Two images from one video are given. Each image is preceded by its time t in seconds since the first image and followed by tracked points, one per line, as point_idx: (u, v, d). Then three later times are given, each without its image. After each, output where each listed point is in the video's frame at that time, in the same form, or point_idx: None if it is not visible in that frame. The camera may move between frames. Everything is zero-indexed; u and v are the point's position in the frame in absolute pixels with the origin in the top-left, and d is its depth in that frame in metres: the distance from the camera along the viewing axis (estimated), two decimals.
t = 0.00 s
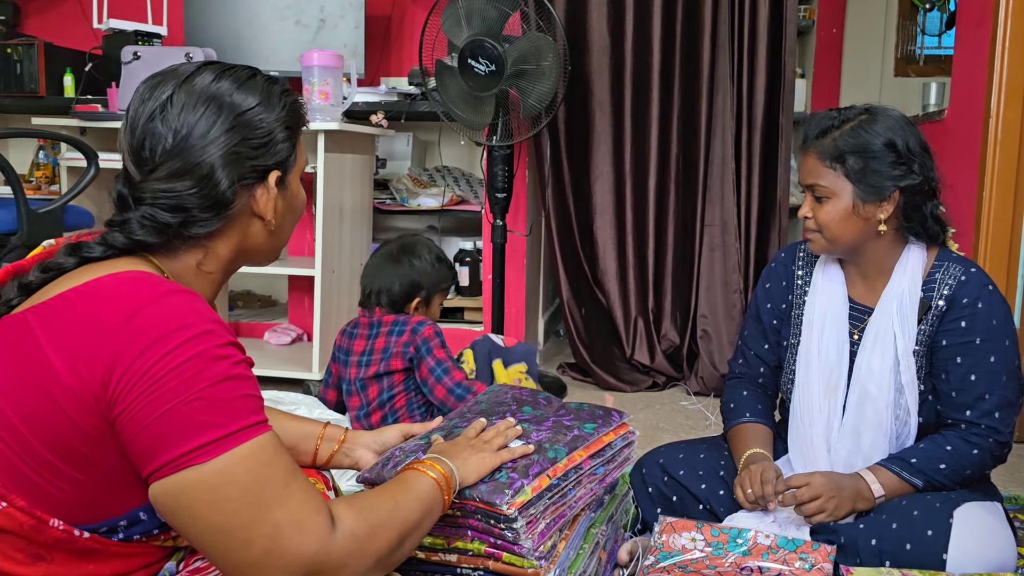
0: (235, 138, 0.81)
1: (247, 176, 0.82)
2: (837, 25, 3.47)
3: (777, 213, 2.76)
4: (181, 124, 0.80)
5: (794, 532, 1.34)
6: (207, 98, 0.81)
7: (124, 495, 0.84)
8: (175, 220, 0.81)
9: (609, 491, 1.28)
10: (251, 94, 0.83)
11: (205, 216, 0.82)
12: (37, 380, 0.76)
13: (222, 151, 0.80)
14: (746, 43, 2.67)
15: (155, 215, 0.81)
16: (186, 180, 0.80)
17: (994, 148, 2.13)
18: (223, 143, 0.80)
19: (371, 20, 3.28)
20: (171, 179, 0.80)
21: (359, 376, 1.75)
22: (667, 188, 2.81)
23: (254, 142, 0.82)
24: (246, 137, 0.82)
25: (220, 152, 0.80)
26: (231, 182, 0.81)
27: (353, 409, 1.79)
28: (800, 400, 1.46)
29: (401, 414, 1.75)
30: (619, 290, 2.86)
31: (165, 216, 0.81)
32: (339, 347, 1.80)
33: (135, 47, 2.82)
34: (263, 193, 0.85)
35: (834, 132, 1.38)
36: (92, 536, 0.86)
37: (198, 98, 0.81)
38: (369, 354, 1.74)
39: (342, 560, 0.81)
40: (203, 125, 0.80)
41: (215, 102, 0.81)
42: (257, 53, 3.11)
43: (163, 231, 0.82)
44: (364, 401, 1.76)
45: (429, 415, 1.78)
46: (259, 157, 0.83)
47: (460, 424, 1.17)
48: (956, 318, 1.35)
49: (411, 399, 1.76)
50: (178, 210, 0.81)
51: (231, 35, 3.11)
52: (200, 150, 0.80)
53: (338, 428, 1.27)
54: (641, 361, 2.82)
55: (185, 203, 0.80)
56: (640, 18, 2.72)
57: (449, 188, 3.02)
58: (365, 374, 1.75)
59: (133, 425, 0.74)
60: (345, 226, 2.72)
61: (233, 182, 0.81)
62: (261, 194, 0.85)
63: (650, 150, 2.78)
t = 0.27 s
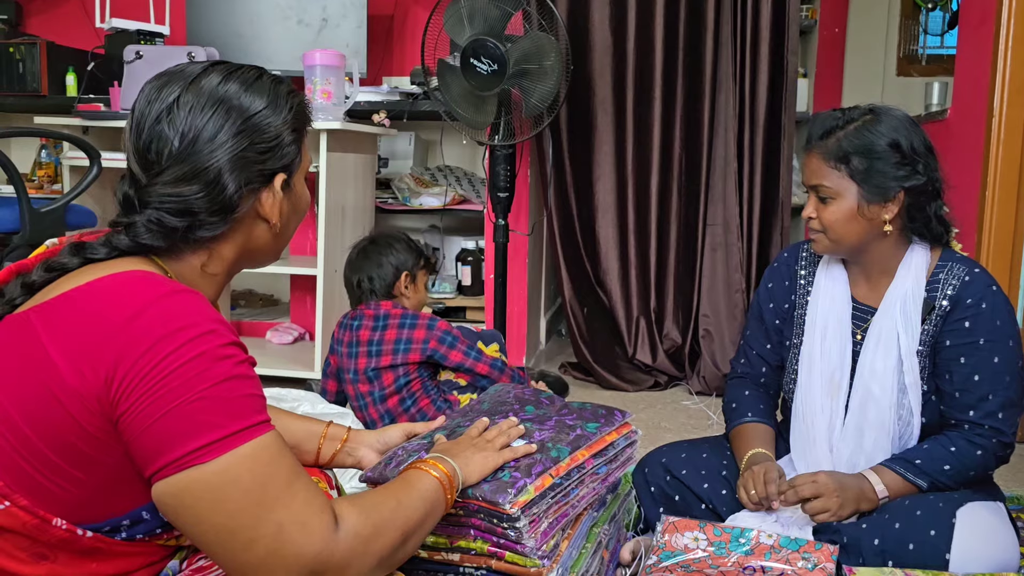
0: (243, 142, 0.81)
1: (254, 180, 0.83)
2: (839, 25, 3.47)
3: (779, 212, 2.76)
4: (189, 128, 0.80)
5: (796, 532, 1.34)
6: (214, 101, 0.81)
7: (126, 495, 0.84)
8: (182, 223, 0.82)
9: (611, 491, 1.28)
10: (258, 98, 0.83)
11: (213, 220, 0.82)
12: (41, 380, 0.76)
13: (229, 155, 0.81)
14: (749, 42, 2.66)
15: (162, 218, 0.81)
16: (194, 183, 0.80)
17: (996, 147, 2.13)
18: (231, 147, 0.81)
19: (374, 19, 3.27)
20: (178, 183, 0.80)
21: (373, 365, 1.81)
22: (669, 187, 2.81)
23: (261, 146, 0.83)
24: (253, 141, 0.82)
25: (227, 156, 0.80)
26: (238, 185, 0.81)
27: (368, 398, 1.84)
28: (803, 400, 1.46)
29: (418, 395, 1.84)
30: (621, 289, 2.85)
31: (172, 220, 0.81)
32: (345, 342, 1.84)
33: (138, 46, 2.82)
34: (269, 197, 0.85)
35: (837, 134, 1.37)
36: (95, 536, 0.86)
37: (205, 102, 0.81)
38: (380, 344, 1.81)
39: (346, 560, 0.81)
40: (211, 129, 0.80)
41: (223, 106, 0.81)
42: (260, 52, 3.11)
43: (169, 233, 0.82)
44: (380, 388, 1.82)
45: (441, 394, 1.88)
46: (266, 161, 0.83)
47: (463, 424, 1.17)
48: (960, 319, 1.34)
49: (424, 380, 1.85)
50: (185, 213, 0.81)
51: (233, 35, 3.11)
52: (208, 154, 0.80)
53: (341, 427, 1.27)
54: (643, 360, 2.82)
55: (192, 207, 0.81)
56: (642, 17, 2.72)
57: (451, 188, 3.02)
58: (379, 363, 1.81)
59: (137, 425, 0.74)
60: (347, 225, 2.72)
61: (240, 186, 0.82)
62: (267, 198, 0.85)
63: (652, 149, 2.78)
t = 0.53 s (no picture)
0: (246, 140, 0.81)
1: (257, 178, 0.83)
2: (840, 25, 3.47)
3: (780, 213, 2.76)
4: (192, 127, 0.80)
5: (796, 533, 1.32)
6: (216, 100, 0.81)
7: (128, 495, 0.84)
8: (186, 222, 0.82)
9: (612, 492, 1.28)
10: (259, 96, 0.83)
11: (216, 218, 0.82)
12: (43, 379, 0.76)
13: (233, 153, 0.81)
14: (750, 42, 2.66)
15: (166, 217, 0.81)
16: (198, 181, 0.80)
17: (997, 148, 2.13)
18: (235, 145, 0.81)
19: (375, 19, 3.28)
20: (182, 181, 0.80)
21: (394, 355, 1.83)
22: (670, 188, 2.81)
23: (264, 144, 0.83)
24: (256, 139, 0.82)
25: (231, 154, 0.81)
26: (242, 184, 0.82)
27: (384, 388, 1.84)
28: (803, 401, 1.46)
29: (432, 387, 1.84)
30: (621, 290, 2.85)
31: (176, 218, 0.81)
32: (366, 334, 1.86)
33: (138, 46, 2.82)
34: (272, 194, 0.85)
35: (840, 135, 1.37)
36: (95, 535, 0.86)
37: (207, 101, 0.81)
38: (403, 335, 1.83)
39: (346, 560, 0.81)
40: (214, 127, 0.80)
41: (225, 105, 0.81)
42: (260, 52, 3.11)
43: (173, 232, 0.82)
44: (398, 376, 1.83)
45: (453, 390, 1.89)
46: (268, 159, 0.83)
47: (464, 424, 1.17)
48: (962, 320, 1.34)
49: (439, 374, 1.87)
50: (189, 211, 0.81)
51: (234, 35, 3.11)
52: (212, 153, 0.80)
53: (341, 428, 1.27)
54: (644, 361, 2.82)
55: (196, 205, 0.81)
56: (643, 18, 2.72)
57: (452, 188, 3.02)
58: (400, 353, 1.83)
59: (138, 424, 0.74)
60: (348, 225, 2.72)
61: (243, 184, 0.82)
62: (270, 196, 0.85)
63: (653, 149, 2.77)
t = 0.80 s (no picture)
0: (244, 141, 0.81)
1: (255, 179, 0.83)
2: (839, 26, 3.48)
3: (779, 213, 2.76)
4: (190, 128, 0.80)
5: (795, 534, 1.31)
6: (214, 102, 0.81)
7: (124, 497, 0.84)
8: (184, 223, 0.81)
9: (610, 493, 1.28)
10: (257, 97, 0.83)
11: (215, 220, 0.82)
12: (40, 381, 0.76)
13: (231, 154, 0.80)
14: (749, 42, 2.66)
15: (164, 218, 0.81)
16: (197, 182, 0.80)
17: (997, 148, 2.13)
18: (233, 146, 0.81)
19: (373, 19, 3.27)
20: (181, 182, 0.80)
21: (406, 353, 1.84)
22: (669, 188, 2.80)
23: (262, 145, 0.83)
24: (254, 140, 0.82)
25: (229, 156, 0.80)
26: (240, 185, 0.81)
27: (395, 385, 1.85)
28: (801, 403, 1.45)
29: (443, 385, 1.83)
30: (620, 290, 2.85)
31: (174, 220, 0.81)
32: (381, 335, 1.89)
33: (137, 46, 2.82)
34: (270, 195, 0.85)
35: (864, 135, 1.34)
36: (92, 538, 0.86)
37: (205, 102, 0.81)
38: (415, 334, 1.84)
39: (344, 562, 0.80)
40: (212, 129, 0.80)
41: (223, 106, 0.81)
42: (259, 52, 3.11)
43: (171, 234, 0.82)
44: (408, 373, 1.83)
45: (465, 391, 1.87)
46: (266, 159, 0.83)
47: (462, 425, 1.17)
48: (961, 320, 1.34)
49: (451, 374, 1.85)
50: (188, 213, 0.81)
51: (232, 35, 3.10)
52: (210, 154, 0.80)
53: (339, 429, 1.27)
54: (642, 361, 2.82)
55: (195, 207, 0.80)
56: (642, 17, 2.71)
57: (451, 188, 3.02)
58: (411, 351, 1.84)
59: (136, 426, 0.73)
60: (347, 225, 2.72)
61: (242, 185, 0.82)
62: (269, 197, 0.85)
63: (652, 149, 2.77)
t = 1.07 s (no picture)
0: (242, 143, 0.81)
1: (253, 182, 0.82)
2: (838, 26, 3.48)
3: (778, 213, 2.76)
4: (187, 130, 0.80)
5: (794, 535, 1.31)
6: (212, 103, 0.81)
7: (121, 500, 0.84)
8: (181, 226, 0.81)
9: (609, 493, 1.28)
10: (255, 99, 0.83)
11: (212, 223, 0.82)
12: (36, 384, 0.76)
13: (229, 157, 0.80)
14: (748, 42, 2.66)
15: (162, 221, 0.80)
16: (194, 185, 0.79)
17: (996, 149, 2.13)
18: (230, 149, 0.80)
19: (372, 19, 3.27)
20: (177, 186, 0.80)
21: (404, 353, 1.84)
22: (669, 188, 2.80)
23: (260, 147, 0.82)
24: (252, 143, 0.82)
25: (227, 158, 0.80)
26: (238, 188, 0.81)
27: (392, 384, 1.85)
28: (801, 405, 1.44)
29: (440, 385, 1.83)
30: (620, 290, 2.85)
31: (171, 223, 0.81)
32: (378, 334, 1.88)
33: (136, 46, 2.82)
34: (268, 198, 0.85)
35: (909, 135, 1.32)
36: (88, 541, 0.85)
37: (203, 104, 0.80)
38: (413, 335, 1.85)
39: (342, 564, 0.80)
40: (209, 131, 0.80)
41: (221, 108, 0.81)
42: (258, 52, 3.10)
43: (168, 237, 0.82)
44: (406, 372, 1.84)
45: (461, 391, 1.88)
46: (264, 162, 0.83)
47: (461, 426, 1.17)
48: (961, 319, 1.34)
49: (448, 375, 1.86)
50: (185, 216, 0.80)
51: (231, 35, 3.10)
52: (208, 156, 0.79)
53: (337, 430, 1.26)
54: (642, 361, 2.82)
55: (191, 209, 0.80)
56: (641, 17, 2.71)
57: (450, 189, 3.02)
58: (409, 351, 1.84)
59: (133, 428, 0.73)
60: (345, 225, 2.72)
61: (240, 188, 0.81)
62: (266, 199, 0.85)
63: (651, 149, 2.77)
